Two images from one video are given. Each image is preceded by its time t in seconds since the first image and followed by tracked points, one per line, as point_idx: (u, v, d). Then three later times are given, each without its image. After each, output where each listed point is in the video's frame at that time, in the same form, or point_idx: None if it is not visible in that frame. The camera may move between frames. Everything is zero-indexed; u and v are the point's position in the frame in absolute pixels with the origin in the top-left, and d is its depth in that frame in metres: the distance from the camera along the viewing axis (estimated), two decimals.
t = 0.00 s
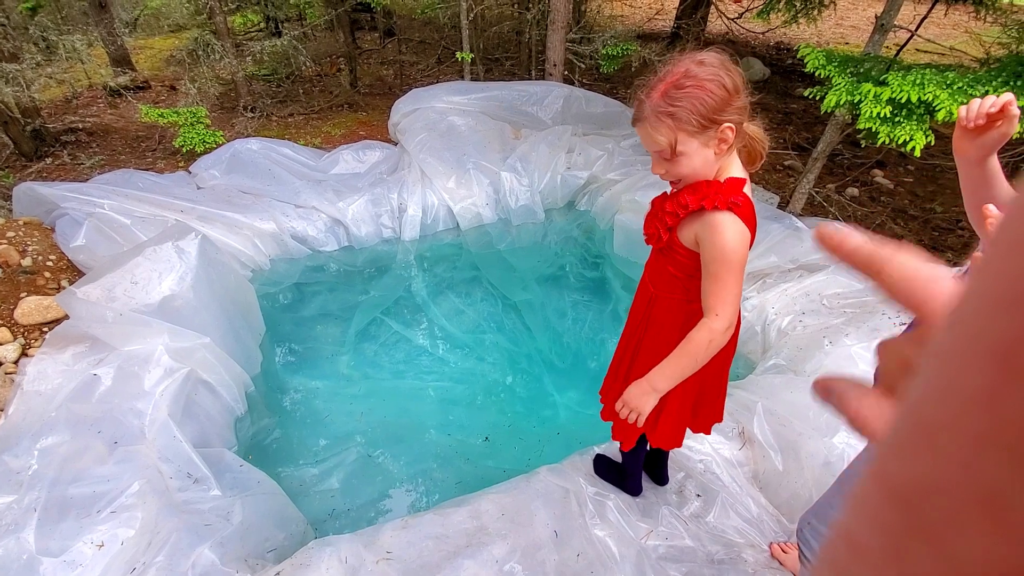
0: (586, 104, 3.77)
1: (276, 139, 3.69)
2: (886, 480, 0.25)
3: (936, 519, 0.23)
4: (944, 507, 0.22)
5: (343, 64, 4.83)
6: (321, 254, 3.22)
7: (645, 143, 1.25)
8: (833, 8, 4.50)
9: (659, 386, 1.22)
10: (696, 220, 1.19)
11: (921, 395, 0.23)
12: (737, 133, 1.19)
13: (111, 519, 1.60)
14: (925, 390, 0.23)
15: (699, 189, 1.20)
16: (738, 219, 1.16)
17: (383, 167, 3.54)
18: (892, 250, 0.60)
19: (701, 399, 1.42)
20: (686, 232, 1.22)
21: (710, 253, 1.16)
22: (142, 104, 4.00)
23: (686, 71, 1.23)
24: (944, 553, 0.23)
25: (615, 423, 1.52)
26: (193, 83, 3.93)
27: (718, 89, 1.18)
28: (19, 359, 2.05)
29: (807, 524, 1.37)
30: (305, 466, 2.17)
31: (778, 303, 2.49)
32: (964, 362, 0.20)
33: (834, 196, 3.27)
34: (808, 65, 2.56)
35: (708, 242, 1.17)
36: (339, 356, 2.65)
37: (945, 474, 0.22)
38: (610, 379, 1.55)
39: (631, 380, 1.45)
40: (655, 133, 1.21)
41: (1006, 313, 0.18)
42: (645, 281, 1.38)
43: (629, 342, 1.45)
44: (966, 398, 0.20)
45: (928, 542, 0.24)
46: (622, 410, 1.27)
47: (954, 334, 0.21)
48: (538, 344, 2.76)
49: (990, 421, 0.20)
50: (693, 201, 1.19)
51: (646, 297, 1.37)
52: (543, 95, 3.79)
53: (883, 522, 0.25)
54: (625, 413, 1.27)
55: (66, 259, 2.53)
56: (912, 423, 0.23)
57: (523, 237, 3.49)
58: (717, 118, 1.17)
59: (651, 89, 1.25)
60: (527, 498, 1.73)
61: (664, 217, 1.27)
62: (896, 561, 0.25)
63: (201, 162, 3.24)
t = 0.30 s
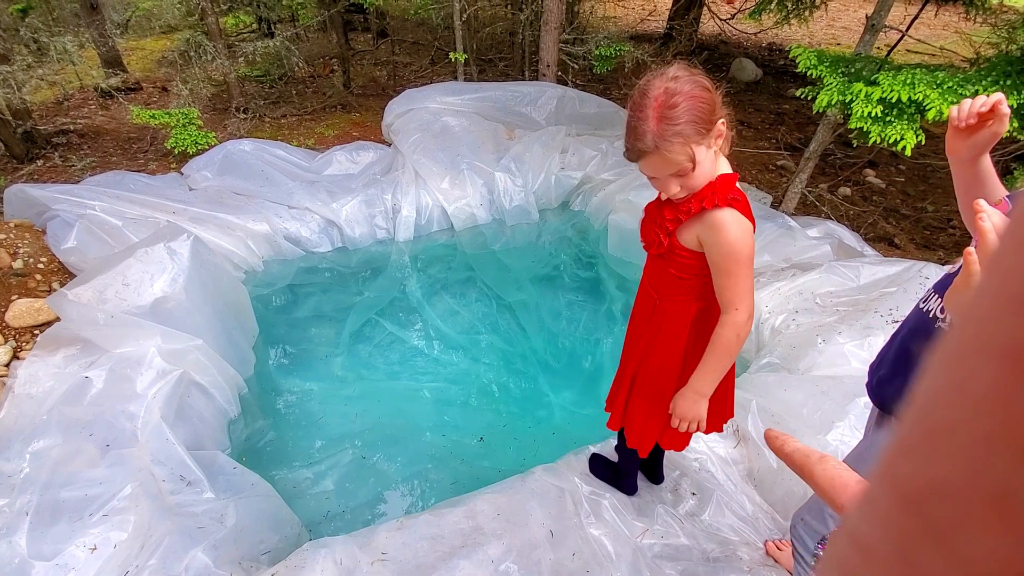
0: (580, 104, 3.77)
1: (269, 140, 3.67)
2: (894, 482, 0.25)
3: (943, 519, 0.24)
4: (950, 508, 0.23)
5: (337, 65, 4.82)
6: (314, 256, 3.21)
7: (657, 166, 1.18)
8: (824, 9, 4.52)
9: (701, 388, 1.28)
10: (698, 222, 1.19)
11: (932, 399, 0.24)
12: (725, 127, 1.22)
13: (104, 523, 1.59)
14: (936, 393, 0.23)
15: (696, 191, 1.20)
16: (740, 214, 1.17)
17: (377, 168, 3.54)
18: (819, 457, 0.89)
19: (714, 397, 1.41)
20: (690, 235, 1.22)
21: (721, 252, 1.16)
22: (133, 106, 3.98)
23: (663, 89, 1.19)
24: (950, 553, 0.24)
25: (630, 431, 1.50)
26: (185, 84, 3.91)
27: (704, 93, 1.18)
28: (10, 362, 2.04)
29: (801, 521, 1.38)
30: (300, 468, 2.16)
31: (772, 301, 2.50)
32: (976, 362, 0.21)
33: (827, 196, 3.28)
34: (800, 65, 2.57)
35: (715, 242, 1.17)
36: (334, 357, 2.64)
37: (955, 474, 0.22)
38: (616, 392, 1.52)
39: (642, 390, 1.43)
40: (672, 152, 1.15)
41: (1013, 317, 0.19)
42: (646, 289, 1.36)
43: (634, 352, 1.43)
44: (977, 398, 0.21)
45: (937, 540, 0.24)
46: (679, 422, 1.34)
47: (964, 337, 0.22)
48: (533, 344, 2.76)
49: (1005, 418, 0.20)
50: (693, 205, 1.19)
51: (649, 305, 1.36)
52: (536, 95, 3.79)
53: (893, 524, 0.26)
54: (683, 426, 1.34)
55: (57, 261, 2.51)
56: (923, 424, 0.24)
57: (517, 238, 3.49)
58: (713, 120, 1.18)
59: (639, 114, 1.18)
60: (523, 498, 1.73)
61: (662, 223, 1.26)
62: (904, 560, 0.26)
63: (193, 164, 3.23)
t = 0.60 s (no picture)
0: (573, 104, 3.76)
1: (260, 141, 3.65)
2: (898, 490, 0.24)
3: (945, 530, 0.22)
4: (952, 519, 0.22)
5: (329, 65, 4.79)
6: (307, 257, 3.19)
7: (676, 168, 1.15)
8: (815, 9, 4.54)
9: (728, 386, 1.26)
10: (704, 222, 1.19)
11: (937, 405, 0.22)
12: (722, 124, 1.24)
13: (92, 528, 1.57)
14: (942, 398, 0.22)
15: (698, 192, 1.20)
16: (742, 210, 1.18)
17: (369, 168, 3.52)
18: (832, 456, 0.88)
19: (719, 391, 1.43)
20: (696, 236, 1.21)
21: (732, 248, 1.17)
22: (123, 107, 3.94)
23: (666, 89, 1.17)
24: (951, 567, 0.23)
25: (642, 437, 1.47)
26: (175, 85, 3.88)
27: (706, 92, 1.19)
28: None
29: (791, 516, 1.37)
30: (293, 471, 2.15)
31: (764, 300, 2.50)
32: (984, 369, 0.20)
33: (819, 194, 3.29)
34: (791, 64, 2.58)
35: (724, 239, 1.17)
36: (327, 359, 2.62)
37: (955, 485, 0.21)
38: (621, 402, 1.49)
39: (653, 397, 1.40)
40: (692, 151, 1.14)
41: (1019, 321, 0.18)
42: (646, 296, 1.34)
43: (639, 360, 1.40)
44: (980, 405, 0.20)
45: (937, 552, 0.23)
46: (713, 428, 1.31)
47: (969, 340, 0.21)
48: (527, 344, 2.75)
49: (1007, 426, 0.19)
50: (699, 206, 1.19)
51: (653, 311, 1.33)
52: (529, 95, 3.78)
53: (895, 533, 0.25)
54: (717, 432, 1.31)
55: (45, 264, 2.48)
56: (927, 431, 0.23)
57: (510, 238, 3.48)
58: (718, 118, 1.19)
59: (648, 115, 1.15)
60: (517, 499, 1.72)
61: (665, 227, 1.25)
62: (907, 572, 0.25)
63: (183, 165, 3.21)
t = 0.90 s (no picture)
0: (567, 103, 3.75)
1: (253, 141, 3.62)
2: (882, 494, 0.25)
3: (929, 531, 0.24)
4: (936, 518, 0.23)
5: (321, 64, 4.76)
6: (301, 257, 3.17)
7: (704, 147, 1.11)
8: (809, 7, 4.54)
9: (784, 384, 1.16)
10: (703, 218, 1.18)
11: (920, 409, 0.24)
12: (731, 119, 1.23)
13: (83, 533, 1.55)
14: (924, 402, 0.24)
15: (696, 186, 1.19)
16: (740, 202, 1.17)
17: (363, 168, 3.51)
18: (814, 472, 0.89)
19: (722, 383, 1.42)
20: (696, 232, 1.20)
21: (737, 239, 1.15)
22: (113, 106, 3.91)
23: (686, 72, 1.16)
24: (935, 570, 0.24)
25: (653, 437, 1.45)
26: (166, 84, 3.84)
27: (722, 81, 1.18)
28: None
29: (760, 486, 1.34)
30: (288, 472, 2.13)
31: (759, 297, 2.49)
32: (964, 374, 0.21)
33: (813, 192, 3.30)
34: (785, 62, 2.57)
35: (725, 233, 1.16)
36: (321, 359, 2.61)
37: (941, 486, 0.23)
38: (625, 403, 1.48)
39: (657, 396, 1.40)
40: (719, 130, 1.12)
41: (1000, 327, 0.20)
42: (648, 296, 1.34)
43: (645, 361, 1.40)
44: (962, 406, 0.22)
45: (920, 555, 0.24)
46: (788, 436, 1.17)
47: (950, 348, 0.22)
48: (522, 344, 2.74)
49: (990, 428, 0.20)
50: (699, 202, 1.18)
51: (656, 312, 1.33)
52: (523, 94, 3.77)
53: (878, 538, 0.26)
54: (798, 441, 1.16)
55: (34, 266, 2.47)
56: (910, 436, 0.24)
57: (505, 237, 3.47)
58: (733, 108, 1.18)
59: (674, 94, 1.12)
60: (513, 498, 1.71)
61: (665, 226, 1.24)
62: None
63: (175, 165, 3.18)
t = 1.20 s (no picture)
0: (562, 101, 3.74)
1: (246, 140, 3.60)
2: (873, 496, 0.24)
3: (924, 534, 0.23)
4: (932, 522, 0.22)
5: (315, 63, 4.73)
6: (295, 257, 3.15)
7: (668, 171, 1.12)
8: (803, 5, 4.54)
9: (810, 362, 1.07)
10: (712, 221, 1.17)
11: (915, 409, 0.23)
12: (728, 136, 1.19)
13: (75, 537, 1.53)
14: (919, 403, 0.23)
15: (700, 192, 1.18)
16: (746, 199, 1.16)
17: (357, 167, 3.49)
18: (822, 470, 0.88)
19: (740, 387, 1.39)
20: (706, 235, 1.19)
21: (754, 233, 1.13)
22: (104, 106, 3.87)
23: (679, 88, 1.13)
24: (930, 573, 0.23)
25: (684, 441, 1.41)
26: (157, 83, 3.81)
27: (713, 101, 1.13)
28: None
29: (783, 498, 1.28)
30: (284, 473, 2.12)
31: (755, 295, 2.49)
32: (958, 375, 0.21)
33: (807, 189, 3.30)
34: (779, 59, 2.57)
35: (740, 230, 1.14)
36: (317, 359, 2.59)
37: (937, 490, 0.22)
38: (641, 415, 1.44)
39: (677, 405, 1.36)
40: (686, 160, 1.11)
41: (997, 328, 0.19)
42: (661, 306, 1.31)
43: (663, 375, 1.36)
44: (962, 410, 0.21)
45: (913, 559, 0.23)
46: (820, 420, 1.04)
47: (946, 347, 0.21)
48: (518, 343, 2.73)
49: (983, 431, 0.20)
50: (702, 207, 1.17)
51: (667, 323, 1.31)
52: (517, 92, 3.76)
53: (871, 540, 0.25)
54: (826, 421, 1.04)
55: (25, 267, 2.46)
56: (904, 437, 0.23)
57: (501, 235, 3.46)
58: (722, 129, 1.15)
59: (655, 111, 1.11)
60: (510, 497, 1.71)
61: (670, 234, 1.23)
62: None
63: (167, 165, 3.15)
